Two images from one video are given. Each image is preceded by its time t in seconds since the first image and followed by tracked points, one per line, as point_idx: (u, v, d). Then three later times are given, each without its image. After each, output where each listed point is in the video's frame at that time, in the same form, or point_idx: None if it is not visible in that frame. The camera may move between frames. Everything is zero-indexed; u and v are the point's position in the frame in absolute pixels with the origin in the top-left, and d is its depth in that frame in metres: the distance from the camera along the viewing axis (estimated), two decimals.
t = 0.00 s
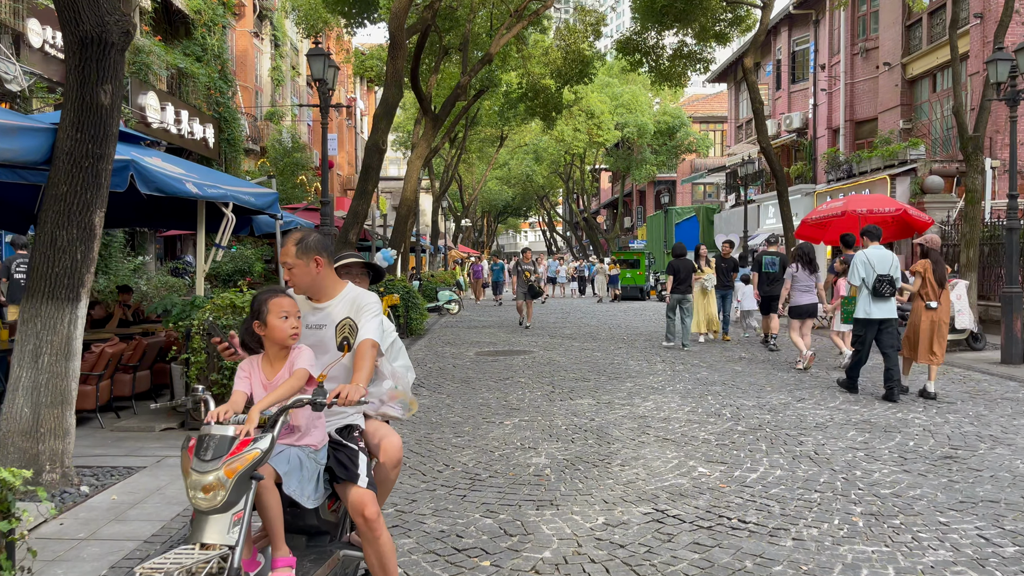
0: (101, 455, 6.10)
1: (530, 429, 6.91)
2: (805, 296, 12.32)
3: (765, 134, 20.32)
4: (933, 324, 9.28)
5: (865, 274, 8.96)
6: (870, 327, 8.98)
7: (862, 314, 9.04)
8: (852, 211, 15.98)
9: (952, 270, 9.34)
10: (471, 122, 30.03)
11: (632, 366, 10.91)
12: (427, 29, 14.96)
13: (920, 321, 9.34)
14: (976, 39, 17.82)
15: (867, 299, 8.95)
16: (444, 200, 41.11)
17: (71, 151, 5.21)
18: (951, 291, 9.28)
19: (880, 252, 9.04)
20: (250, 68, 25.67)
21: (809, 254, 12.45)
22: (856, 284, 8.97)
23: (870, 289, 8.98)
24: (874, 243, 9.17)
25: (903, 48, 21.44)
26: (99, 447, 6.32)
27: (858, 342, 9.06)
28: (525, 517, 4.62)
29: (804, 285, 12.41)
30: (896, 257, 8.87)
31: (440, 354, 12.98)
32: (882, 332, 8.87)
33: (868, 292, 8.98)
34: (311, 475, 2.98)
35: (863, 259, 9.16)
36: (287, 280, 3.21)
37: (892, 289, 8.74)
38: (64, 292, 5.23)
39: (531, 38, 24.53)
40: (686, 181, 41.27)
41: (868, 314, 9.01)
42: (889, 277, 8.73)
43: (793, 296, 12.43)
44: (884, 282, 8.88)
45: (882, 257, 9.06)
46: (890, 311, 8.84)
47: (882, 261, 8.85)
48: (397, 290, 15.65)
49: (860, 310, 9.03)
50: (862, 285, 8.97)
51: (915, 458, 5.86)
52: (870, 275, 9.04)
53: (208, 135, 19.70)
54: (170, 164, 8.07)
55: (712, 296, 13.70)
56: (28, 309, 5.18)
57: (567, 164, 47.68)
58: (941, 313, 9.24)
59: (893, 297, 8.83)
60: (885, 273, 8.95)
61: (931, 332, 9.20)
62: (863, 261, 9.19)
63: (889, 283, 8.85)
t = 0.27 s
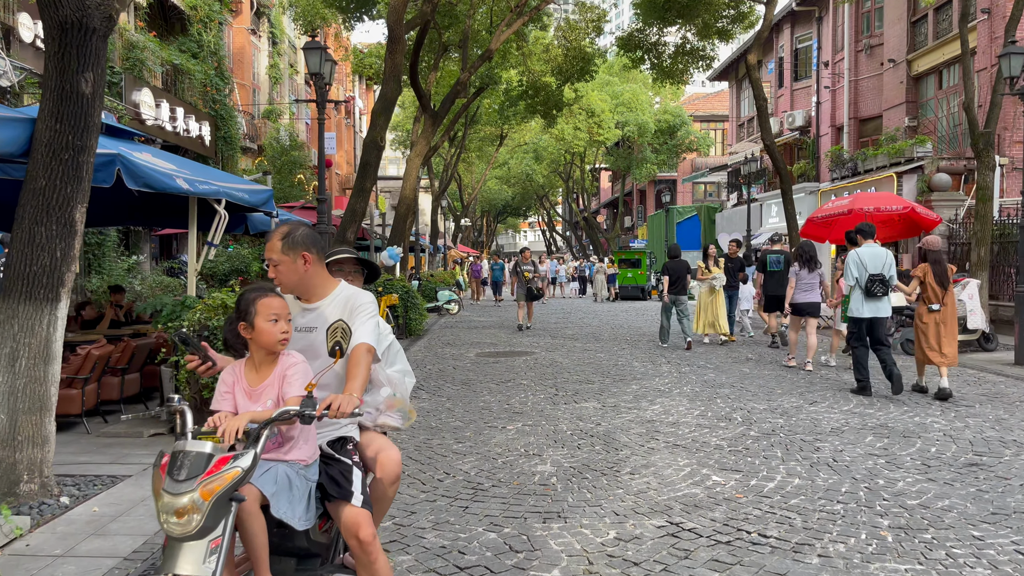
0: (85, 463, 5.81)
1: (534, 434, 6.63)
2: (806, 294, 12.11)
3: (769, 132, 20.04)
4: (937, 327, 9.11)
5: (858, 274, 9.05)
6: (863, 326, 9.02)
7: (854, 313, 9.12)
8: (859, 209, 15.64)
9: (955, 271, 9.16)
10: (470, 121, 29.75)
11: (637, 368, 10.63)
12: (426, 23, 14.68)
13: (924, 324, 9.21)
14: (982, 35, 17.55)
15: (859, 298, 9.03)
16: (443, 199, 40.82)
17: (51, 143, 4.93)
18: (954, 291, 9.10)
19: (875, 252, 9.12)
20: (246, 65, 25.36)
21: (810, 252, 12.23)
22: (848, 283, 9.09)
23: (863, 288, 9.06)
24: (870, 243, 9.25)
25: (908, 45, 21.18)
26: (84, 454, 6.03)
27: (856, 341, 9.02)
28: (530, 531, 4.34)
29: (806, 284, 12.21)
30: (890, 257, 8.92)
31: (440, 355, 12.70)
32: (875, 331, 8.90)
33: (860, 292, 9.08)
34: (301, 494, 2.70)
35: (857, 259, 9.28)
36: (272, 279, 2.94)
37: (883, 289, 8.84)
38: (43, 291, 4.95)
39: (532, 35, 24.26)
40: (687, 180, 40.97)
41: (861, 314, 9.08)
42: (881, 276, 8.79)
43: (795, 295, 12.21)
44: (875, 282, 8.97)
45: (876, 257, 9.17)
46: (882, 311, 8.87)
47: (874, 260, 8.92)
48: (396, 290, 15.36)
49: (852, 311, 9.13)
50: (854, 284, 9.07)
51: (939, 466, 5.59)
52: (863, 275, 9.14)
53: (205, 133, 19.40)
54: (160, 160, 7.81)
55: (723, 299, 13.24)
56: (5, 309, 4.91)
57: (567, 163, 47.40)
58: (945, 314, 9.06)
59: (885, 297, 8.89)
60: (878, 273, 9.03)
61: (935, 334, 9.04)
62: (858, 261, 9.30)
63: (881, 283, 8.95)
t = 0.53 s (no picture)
0: (62, 476, 5.52)
1: (534, 443, 6.35)
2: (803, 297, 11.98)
3: (771, 130, 19.77)
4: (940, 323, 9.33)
5: (853, 272, 9.15)
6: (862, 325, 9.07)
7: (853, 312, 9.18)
8: (864, 209, 15.39)
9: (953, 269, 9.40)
10: (469, 120, 29.47)
11: (639, 372, 10.34)
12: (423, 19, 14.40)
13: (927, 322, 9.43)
14: (987, 32, 17.28)
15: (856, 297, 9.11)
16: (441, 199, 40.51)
17: (23, 138, 4.65)
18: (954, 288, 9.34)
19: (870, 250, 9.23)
20: (242, 63, 25.05)
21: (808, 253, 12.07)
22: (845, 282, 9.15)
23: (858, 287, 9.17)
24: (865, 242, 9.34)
25: (912, 43, 20.93)
26: (61, 466, 5.75)
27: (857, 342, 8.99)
28: (532, 552, 4.06)
29: (803, 285, 12.07)
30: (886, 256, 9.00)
31: (437, 358, 12.42)
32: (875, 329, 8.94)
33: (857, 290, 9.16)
34: (280, 528, 2.43)
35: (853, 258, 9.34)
36: (246, 285, 2.66)
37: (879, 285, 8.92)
38: (14, 296, 4.67)
39: (531, 32, 23.97)
40: (687, 180, 40.72)
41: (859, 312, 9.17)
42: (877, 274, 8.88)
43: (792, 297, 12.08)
44: (872, 280, 9.03)
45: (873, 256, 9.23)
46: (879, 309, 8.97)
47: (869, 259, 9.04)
48: (393, 291, 15.09)
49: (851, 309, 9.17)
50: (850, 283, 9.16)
51: (961, 479, 5.32)
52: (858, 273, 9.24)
53: (199, 132, 19.10)
54: (146, 158, 7.55)
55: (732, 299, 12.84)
56: None
57: (565, 162, 47.12)
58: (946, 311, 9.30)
59: (881, 295, 8.97)
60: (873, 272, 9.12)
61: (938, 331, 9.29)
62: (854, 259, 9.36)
63: (877, 281, 9.01)
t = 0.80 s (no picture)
0: (31, 484, 5.22)
1: (532, 448, 6.06)
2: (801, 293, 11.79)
3: (772, 127, 19.49)
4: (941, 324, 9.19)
5: (848, 271, 9.06)
6: (856, 325, 8.98)
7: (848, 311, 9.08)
8: (867, 207, 15.16)
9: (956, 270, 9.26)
10: (466, 118, 29.19)
11: (640, 373, 10.05)
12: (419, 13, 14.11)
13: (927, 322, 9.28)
14: (992, 28, 17.03)
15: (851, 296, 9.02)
16: (439, 198, 40.19)
17: None
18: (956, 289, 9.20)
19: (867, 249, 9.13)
20: (236, 60, 24.73)
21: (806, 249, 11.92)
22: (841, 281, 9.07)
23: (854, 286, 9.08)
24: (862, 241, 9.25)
25: (914, 39, 20.68)
26: (32, 474, 5.45)
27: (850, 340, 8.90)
28: (528, 569, 3.77)
29: (801, 281, 11.90)
30: (883, 254, 8.90)
31: (432, 359, 12.12)
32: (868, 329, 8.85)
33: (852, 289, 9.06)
34: (239, 560, 2.14)
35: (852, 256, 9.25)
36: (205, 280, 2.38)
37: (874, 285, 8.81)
38: None
39: (528, 29, 23.70)
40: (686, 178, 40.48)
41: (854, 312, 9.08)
42: (873, 272, 8.78)
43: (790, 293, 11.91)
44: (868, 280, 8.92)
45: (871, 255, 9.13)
46: (874, 308, 8.86)
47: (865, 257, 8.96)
48: (387, 290, 14.79)
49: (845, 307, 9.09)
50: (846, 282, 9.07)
51: (981, 487, 5.04)
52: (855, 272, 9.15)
53: (191, 129, 18.79)
54: (127, 151, 7.25)
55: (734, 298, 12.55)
56: None
57: (563, 161, 46.82)
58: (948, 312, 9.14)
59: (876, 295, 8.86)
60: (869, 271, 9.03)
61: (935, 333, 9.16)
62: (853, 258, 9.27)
63: (873, 281, 8.90)
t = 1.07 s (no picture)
0: None
1: (531, 461, 5.76)
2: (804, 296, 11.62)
3: (774, 126, 19.20)
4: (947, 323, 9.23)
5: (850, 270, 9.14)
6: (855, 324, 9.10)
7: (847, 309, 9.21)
8: (872, 206, 14.91)
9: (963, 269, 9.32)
10: (463, 117, 28.88)
11: (642, 378, 9.75)
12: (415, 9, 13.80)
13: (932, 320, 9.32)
14: (998, 25, 16.76)
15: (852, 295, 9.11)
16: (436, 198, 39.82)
17: None
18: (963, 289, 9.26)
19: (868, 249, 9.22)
20: (230, 58, 24.40)
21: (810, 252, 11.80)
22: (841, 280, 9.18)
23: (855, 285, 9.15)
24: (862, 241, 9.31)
25: (917, 36, 20.41)
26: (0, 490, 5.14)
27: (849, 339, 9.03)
28: None
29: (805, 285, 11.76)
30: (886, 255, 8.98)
31: (428, 363, 11.81)
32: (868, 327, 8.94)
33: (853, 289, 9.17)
34: None
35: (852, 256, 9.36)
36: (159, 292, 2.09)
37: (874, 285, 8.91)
38: None
39: (526, 26, 23.39)
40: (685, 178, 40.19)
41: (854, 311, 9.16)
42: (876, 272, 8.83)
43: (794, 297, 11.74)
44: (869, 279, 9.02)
45: (871, 255, 9.23)
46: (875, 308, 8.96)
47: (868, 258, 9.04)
48: (383, 292, 14.49)
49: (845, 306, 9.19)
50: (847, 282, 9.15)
51: (1008, 504, 4.75)
52: (856, 272, 9.23)
53: (183, 128, 18.47)
54: (109, 149, 6.96)
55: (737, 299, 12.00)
56: None
57: (561, 160, 46.51)
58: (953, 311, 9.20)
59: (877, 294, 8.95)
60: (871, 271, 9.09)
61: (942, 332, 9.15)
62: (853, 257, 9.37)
63: (874, 281, 8.99)
